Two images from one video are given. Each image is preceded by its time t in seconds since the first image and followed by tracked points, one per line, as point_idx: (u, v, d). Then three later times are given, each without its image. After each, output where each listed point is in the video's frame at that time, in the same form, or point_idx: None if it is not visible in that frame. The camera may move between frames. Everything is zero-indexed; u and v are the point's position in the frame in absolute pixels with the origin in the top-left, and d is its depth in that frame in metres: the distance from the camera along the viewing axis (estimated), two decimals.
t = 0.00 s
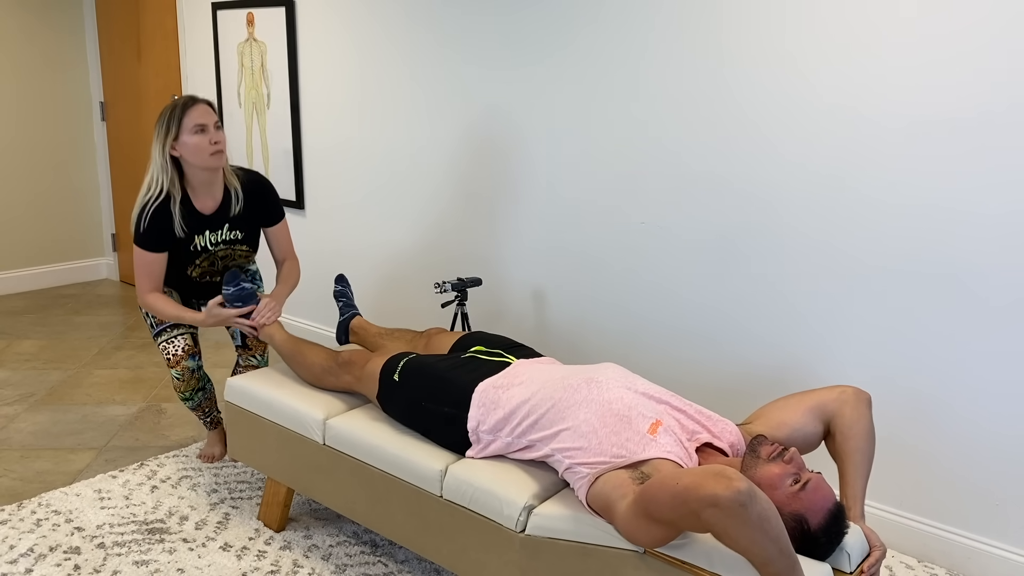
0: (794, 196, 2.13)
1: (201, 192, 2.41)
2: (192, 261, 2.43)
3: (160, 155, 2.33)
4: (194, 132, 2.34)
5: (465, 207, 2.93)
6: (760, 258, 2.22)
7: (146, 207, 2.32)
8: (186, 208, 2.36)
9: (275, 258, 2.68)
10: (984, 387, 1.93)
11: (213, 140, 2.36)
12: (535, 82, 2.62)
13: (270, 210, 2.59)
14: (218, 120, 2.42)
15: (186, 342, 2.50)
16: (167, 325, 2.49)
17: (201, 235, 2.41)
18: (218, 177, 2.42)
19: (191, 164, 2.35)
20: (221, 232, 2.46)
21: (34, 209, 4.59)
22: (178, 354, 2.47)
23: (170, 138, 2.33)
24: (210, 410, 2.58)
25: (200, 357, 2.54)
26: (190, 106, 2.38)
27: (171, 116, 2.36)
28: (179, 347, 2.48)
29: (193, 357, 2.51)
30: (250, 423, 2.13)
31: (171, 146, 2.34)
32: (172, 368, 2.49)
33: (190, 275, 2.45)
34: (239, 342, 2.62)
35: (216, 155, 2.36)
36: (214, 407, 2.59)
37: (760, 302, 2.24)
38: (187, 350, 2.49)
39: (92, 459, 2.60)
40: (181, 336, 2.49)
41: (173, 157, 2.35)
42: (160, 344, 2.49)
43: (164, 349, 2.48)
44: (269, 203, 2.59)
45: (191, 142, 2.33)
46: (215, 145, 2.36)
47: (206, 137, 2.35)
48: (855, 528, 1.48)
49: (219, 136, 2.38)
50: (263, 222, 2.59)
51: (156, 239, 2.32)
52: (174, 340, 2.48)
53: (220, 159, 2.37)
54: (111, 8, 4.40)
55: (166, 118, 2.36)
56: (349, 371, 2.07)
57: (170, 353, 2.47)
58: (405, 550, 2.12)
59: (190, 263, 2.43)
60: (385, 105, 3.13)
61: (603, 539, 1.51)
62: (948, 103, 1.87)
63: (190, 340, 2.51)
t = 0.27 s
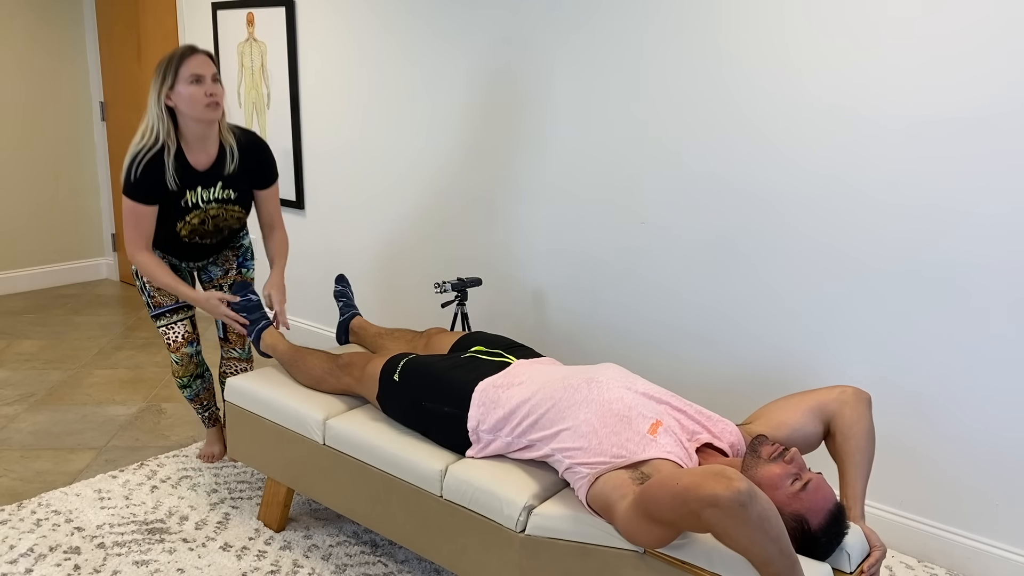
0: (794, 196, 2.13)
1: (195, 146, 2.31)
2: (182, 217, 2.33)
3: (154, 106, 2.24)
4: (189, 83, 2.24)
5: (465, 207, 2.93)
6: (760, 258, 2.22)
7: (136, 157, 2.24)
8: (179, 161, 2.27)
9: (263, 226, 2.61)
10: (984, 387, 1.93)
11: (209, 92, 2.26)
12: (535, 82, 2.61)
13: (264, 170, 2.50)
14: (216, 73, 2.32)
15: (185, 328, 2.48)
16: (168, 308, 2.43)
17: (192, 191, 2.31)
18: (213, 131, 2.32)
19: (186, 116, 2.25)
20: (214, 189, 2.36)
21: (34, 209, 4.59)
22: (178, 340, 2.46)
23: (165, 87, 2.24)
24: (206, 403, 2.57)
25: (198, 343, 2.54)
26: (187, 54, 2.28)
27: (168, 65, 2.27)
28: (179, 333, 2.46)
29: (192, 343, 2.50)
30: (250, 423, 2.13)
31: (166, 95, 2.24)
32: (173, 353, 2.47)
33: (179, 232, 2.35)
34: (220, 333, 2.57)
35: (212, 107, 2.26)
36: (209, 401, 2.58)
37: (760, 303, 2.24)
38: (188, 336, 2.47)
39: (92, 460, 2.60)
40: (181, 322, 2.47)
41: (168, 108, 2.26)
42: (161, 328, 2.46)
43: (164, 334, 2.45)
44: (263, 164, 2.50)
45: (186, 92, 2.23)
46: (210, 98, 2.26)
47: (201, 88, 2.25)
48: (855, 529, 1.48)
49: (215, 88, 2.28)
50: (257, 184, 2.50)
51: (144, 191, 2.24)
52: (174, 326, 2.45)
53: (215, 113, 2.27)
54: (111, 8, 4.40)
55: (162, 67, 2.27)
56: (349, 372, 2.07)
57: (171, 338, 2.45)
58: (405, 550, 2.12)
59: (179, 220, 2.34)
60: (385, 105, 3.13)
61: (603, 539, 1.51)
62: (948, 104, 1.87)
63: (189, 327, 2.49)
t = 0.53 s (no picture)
0: (794, 196, 2.13)
1: (174, 118, 2.13)
2: (158, 190, 2.14)
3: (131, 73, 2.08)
4: (169, 49, 2.08)
5: (465, 207, 2.93)
6: (760, 258, 2.22)
7: (111, 121, 2.08)
8: (157, 130, 2.10)
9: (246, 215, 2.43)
10: (984, 387, 1.93)
11: (189, 60, 2.10)
12: (535, 82, 2.61)
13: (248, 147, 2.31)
14: (200, 42, 2.16)
15: (142, 322, 2.27)
16: (130, 297, 2.24)
17: (168, 161, 2.12)
18: (194, 103, 2.15)
19: (164, 84, 2.08)
20: (193, 161, 2.17)
21: (34, 209, 4.59)
22: (129, 333, 2.24)
23: (144, 54, 2.08)
24: (124, 421, 2.28)
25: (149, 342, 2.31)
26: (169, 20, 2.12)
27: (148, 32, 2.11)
28: (133, 326, 2.25)
29: (142, 341, 2.27)
30: (250, 423, 2.13)
31: (144, 63, 2.08)
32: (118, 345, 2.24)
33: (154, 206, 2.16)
34: (209, 336, 2.45)
35: (191, 76, 2.10)
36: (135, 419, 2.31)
37: (760, 302, 2.24)
38: (140, 332, 2.26)
39: (92, 460, 2.60)
40: (138, 315, 2.26)
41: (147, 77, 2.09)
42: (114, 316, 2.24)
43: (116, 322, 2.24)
44: (248, 142, 2.32)
45: (164, 59, 2.07)
46: (190, 66, 2.10)
47: (181, 57, 2.09)
48: (855, 529, 1.48)
49: (196, 56, 2.12)
50: (240, 161, 2.31)
51: (115, 156, 2.07)
52: (129, 317, 2.25)
53: (194, 83, 2.11)
54: (111, 8, 4.41)
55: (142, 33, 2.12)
56: (349, 372, 2.06)
57: (121, 329, 2.24)
58: (405, 550, 2.12)
59: (154, 192, 2.14)
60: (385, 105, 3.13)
61: (603, 539, 1.51)
62: (947, 104, 1.87)
63: (146, 322, 2.28)
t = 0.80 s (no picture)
0: (794, 196, 2.13)
1: (116, 132, 1.93)
2: (99, 206, 1.94)
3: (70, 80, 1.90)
4: (109, 57, 1.89)
5: (465, 207, 2.93)
6: (760, 258, 2.22)
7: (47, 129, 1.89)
8: (98, 144, 1.90)
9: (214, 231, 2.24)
10: (985, 387, 1.93)
11: (131, 69, 1.90)
12: (534, 82, 2.62)
13: (205, 165, 2.11)
14: (145, 48, 1.95)
15: (92, 353, 2.05)
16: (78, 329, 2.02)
17: (113, 174, 1.93)
18: (140, 114, 1.95)
19: (104, 95, 1.89)
20: (139, 177, 1.97)
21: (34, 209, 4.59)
22: (77, 364, 2.03)
23: (81, 62, 1.89)
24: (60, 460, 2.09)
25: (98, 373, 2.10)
26: (113, 22, 1.91)
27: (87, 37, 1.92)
28: (81, 357, 2.03)
29: (91, 372, 2.06)
30: (251, 424, 2.13)
31: (83, 72, 1.89)
32: (63, 377, 2.03)
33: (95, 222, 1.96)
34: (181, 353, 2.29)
35: (134, 86, 1.90)
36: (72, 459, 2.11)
37: (760, 302, 2.24)
38: (89, 362, 2.05)
39: (92, 460, 2.60)
40: (87, 345, 2.04)
41: (86, 86, 1.90)
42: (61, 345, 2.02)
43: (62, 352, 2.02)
44: (204, 161, 2.11)
45: (103, 67, 1.87)
46: (134, 74, 1.90)
47: (123, 64, 1.89)
48: (855, 529, 1.48)
49: (141, 64, 1.92)
50: (197, 178, 2.12)
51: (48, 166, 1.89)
52: (77, 348, 2.03)
53: (137, 93, 1.90)
54: (111, 8, 4.41)
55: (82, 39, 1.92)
56: (349, 373, 2.06)
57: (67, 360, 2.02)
58: (404, 550, 2.12)
59: (95, 208, 1.94)
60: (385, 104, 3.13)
61: (603, 539, 1.51)
62: (946, 105, 1.87)
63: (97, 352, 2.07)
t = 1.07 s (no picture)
0: (795, 197, 2.13)
1: (51, 118, 1.84)
2: (35, 201, 1.87)
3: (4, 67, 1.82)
4: (43, 37, 1.79)
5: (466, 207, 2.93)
6: (761, 257, 2.22)
7: None
8: (29, 132, 1.82)
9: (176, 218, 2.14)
10: (985, 387, 1.93)
11: (66, 50, 1.81)
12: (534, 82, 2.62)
13: (151, 151, 2.01)
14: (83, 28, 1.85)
15: (56, 362, 2.05)
16: (37, 338, 2.00)
17: (44, 167, 1.84)
18: (77, 100, 1.86)
19: (38, 78, 1.80)
20: (74, 169, 1.87)
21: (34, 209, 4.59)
22: (42, 376, 2.03)
23: (15, 42, 1.80)
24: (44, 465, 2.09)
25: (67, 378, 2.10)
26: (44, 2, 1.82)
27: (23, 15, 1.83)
28: (46, 368, 2.04)
29: (60, 381, 2.07)
30: (251, 424, 2.13)
31: (16, 52, 1.80)
32: (32, 387, 2.04)
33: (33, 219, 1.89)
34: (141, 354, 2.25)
35: (70, 69, 1.81)
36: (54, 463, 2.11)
37: (760, 302, 2.24)
38: (55, 372, 2.05)
39: (92, 460, 2.60)
40: (50, 356, 2.04)
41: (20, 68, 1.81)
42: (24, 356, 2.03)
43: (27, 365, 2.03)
44: (150, 147, 2.01)
45: (37, 48, 1.79)
46: (66, 57, 1.80)
47: (59, 45, 1.80)
48: (855, 529, 1.48)
49: (76, 44, 1.82)
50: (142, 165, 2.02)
51: None
52: (40, 359, 2.02)
53: (71, 76, 1.81)
54: (111, 8, 4.41)
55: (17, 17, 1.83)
56: (342, 377, 2.04)
57: (33, 373, 2.03)
58: (404, 550, 2.12)
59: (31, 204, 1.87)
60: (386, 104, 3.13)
61: (604, 539, 1.51)
62: (946, 106, 1.88)
63: (62, 360, 2.07)
